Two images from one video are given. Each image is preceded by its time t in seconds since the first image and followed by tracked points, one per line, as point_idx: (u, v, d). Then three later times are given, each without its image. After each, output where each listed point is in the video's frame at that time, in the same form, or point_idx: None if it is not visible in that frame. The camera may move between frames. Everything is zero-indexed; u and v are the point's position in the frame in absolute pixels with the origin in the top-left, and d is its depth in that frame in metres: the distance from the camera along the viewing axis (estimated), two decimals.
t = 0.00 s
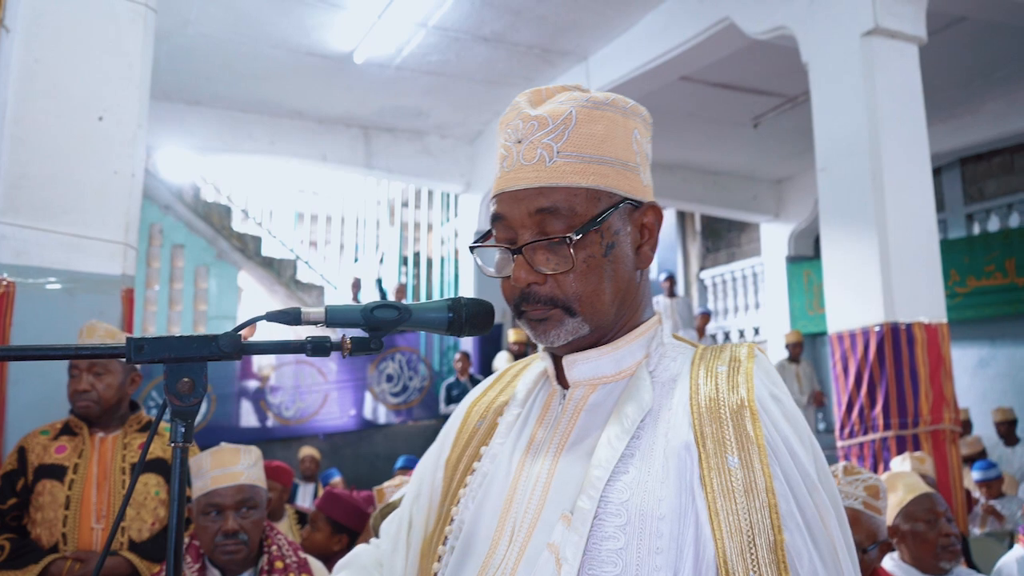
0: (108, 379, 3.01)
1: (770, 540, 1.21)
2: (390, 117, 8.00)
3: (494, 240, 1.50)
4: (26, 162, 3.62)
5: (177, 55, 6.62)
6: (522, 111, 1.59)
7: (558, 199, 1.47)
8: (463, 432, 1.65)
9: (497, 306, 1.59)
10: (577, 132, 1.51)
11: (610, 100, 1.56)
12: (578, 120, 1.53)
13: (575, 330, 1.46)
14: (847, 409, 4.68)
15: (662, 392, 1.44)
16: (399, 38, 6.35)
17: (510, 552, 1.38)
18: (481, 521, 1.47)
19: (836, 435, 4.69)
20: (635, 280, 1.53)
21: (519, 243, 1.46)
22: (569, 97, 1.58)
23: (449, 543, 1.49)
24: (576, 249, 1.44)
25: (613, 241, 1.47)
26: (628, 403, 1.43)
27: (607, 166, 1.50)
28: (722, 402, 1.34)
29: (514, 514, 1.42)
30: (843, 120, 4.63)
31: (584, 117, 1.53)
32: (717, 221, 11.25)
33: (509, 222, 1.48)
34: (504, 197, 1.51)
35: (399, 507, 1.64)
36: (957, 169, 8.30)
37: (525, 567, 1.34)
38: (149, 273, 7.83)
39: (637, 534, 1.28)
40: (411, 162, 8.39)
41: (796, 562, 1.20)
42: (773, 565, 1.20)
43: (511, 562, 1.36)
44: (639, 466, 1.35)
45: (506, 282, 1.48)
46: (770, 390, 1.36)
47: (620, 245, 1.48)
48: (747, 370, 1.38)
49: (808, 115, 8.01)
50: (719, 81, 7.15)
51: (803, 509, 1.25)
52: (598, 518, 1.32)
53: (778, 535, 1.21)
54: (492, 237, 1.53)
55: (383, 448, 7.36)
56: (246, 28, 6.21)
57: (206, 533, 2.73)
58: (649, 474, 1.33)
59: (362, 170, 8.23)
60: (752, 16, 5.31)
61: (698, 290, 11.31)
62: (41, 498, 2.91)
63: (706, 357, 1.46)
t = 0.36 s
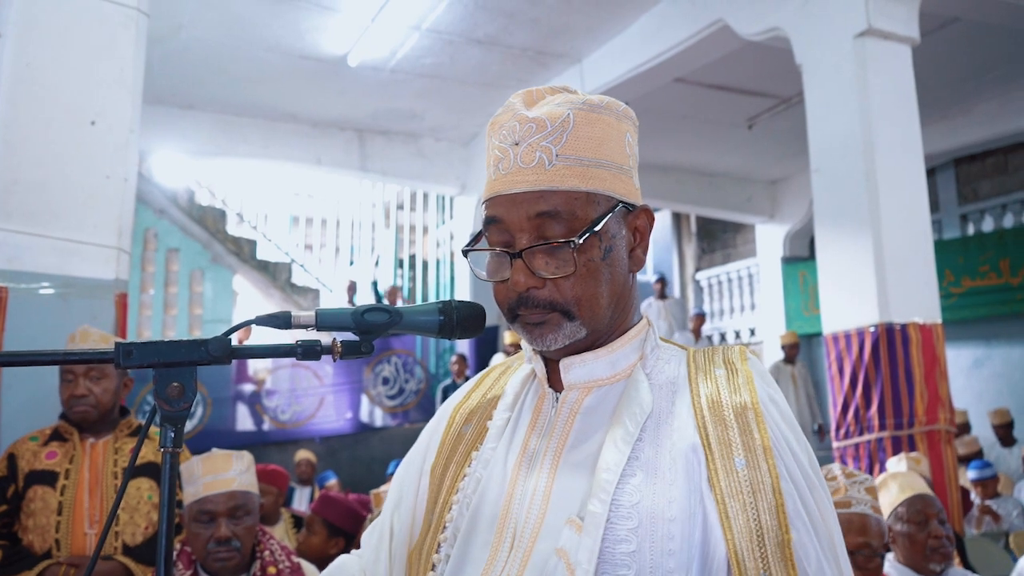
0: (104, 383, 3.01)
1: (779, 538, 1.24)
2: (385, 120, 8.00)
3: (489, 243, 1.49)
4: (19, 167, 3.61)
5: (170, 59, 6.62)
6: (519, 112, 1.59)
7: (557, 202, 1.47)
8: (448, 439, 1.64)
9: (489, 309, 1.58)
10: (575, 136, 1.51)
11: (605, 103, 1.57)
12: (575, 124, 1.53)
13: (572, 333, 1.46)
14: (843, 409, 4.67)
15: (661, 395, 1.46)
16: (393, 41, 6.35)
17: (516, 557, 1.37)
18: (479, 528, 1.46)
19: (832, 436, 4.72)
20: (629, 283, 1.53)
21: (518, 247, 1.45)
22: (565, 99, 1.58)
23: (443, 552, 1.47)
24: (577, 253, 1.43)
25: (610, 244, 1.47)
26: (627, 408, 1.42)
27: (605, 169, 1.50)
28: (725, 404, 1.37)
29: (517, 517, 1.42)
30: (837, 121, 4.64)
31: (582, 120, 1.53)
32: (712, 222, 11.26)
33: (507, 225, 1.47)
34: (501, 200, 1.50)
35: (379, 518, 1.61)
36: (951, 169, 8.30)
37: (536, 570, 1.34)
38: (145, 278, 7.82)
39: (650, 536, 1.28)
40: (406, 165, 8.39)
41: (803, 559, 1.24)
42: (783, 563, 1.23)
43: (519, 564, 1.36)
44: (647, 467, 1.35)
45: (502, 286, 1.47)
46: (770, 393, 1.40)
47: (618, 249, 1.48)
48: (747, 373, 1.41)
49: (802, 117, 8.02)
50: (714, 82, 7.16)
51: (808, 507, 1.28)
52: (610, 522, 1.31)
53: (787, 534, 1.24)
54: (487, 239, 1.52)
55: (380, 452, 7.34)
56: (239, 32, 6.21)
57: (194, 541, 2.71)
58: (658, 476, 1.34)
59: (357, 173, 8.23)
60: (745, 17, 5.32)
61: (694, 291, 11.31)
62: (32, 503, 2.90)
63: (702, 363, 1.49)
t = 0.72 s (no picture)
0: (115, 376, 3.03)
1: (776, 530, 1.24)
2: (389, 113, 7.99)
3: (491, 236, 1.49)
4: (24, 161, 3.62)
5: (174, 53, 6.61)
6: (519, 106, 1.58)
7: (557, 195, 1.46)
8: (453, 434, 1.63)
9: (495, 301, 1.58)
10: (575, 129, 1.50)
11: (606, 96, 1.56)
12: (575, 116, 1.52)
13: (573, 327, 1.45)
14: (848, 402, 4.66)
15: (660, 386, 1.45)
16: (397, 34, 6.34)
17: (516, 545, 1.38)
18: (480, 521, 1.46)
19: (837, 429, 4.69)
20: (631, 276, 1.52)
21: (518, 240, 1.44)
22: (565, 92, 1.57)
23: (444, 543, 1.49)
24: (577, 246, 1.43)
25: (611, 237, 1.46)
26: (628, 399, 1.42)
27: (606, 162, 1.50)
28: (723, 396, 1.36)
29: (517, 507, 1.42)
30: (842, 113, 4.63)
31: (583, 113, 1.52)
32: (716, 215, 11.24)
33: (507, 218, 1.47)
34: (502, 193, 1.50)
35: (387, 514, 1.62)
36: (957, 162, 8.28)
37: (534, 561, 1.35)
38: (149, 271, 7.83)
39: (647, 528, 1.29)
40: (410, 159, 8.39)
41: (801, 551, 1.24)
42: (780, 554, 1.23)
43: (519, 555, 1.37)
44: (644, 460, 1.35)
45: (502, 279, 1.46)
46: (770, 384, 1.39)
47: (618, 241, 1.47)
48: (747, 365, 1.40)
49: (807, 109, 7.99)
50: (718, 75, 7.13)
51: (806, 499, 1.28)
52: (607, 513, 1.32)
53: (784, 525, 1.25)
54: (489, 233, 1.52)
55: (384, 445, 7.29)
56: (244, 26, 6.21)
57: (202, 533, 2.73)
58: (656, 468, 1.34)
59: (361, 167, 8.23)
60: (750, 9, 5.30)
61: (698, 284, 11.29)
62: (37, 497, 2.91)
63: (703, 352, 1.47)
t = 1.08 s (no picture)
0: (128, 375, 3.07)
1: (764, 536, 1.22)
2: (393, 112, 8.00)
3: (492, 234, 1.50)
4: (30, 160, 3.63)
5: (179, 52, 6.62)
6: (522, 107, 1.58)
7: (555, 195, 1.47)
8: (464, 430, 1.64)
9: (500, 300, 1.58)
10: (575, 129, 1.50)
11: (610, 96, 1.55)
12: (575, 116, 1.51)
13: (570, 325, 1.45)
14: (853, 402, 4.64)
15: (659, 388, 1.43)
16: (402, 33, 6.34)
17: (508, 544, 1.39)
18: (476, 520, 1.47)
19: (842, 428, 4.66)
20: (633, 276, 1.51)
21: (515, 238, 1.45)
22: (568, 93, 1.56)
23: (446, 536, 1.49)
24: (571, 243, 1.44)
25: (610, 236, 1.46)
26: (626, 397, 1.42)
27: (606, 162, 1.49)
28: (717, 398, 1.33)
29: (512, 507, 1.43)
30: (847, 112, 4.62)
31: (583, 113, 1.52)
32: (721, 214, 11.23)
33: (506, 216, 1.48)
34: (502, 192, 1.51)
35: (403, 505, 1.65)
36: (962, 160, 8.26)
37: (522, 561, 1.35)
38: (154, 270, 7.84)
39: (632, 529, 1.29)
40: (415, 157, 8.39)
41: (789, 558, 1.21)
42: (767, 561, 1.21)
43: (509, 556, 1.38)
44: (634, 461, 1.35)
45: (504, 276, 1.48)
46: (768, 387, 1.35)
47: (618, 241, 1.47)
48: (745, 366, 1.37)
49: (812, 108, 7.98)
50: (723, 74, 7.12)
51: (797, 504, 1.25)
52: (594, 513, 1.32)
53: (773, 531, 1.22)
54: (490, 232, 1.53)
55: (389, 443, 7.32)
56: (250, 25, 6.22)
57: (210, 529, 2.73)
58: (645, 468, 1.33)
59: (365, 166, 8.24)
60: (754, 8, 5.29)
61: (703, 283, 11.29)
62: (41, 495, 2.91)
63: (705, 354, 1.45)
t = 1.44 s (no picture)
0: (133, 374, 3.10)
1: (761, 541, 1.22)
2: (396, 112, 8.00)
3: (498, 233, 1.51)
4: (33, 160, 3.63)
5: (181, 51, 6.63)
6: (529, 108, 1.59)
7: (560, 195, 1.47)
8: (469, 428, 1.65)
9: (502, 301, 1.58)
10: (581, 129, 1.50)
11: (617, 99, 1.55)
12: (582, 118, 1.52)
13: (573, 326, 1.46)
14: (854, 404, 4.64)
15: (660, 391, 1.43)
16: (404, 33, 6.35)
17: (506, 543, 1.39)
18: (475, 521, 1.47)
19: (843, 430, 4.66)
20: (637, 278, 1.51)
21: (520, 237, 1.46)
22: (575, 94, 1.57)
23: (446, 536, 1.50)
24: (575, 243, 1.43)
25: (614, 237, 1.46)
26: (626, 398, 1.42)
27: (611, 163, 1.49)
28: (717, 401, 1.33)
29: (511, 506, 1.43)
30: (849, 114, 4.62)
31: (589, 115, 1.52)
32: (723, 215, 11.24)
33: (511, 216, 1.48)
34: (509, 191, 1.51)
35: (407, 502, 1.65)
36: (964, 162, 8.23)
37: (517, 561, 1.35)
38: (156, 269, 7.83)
39: (627, 531, 1.29)
40: (417, 158, 8.40)
41: (785, 562, 1.21)
42: (763, 565, 1.20)
43: (506, 556, 1.38)
44: (632, 463, 1.35)
45: (509, 276, 1.49)
46: (769, 391, 1.34)
47: (622, 242, 1.47)
48: (746, 370, 1.36)
49: (814, 109, 7.97)
50: (726, 75, 7.12)
51: (795, 509, 1.24)
52: (589, 513, 1.32)
53: (769, 536, 1.21)
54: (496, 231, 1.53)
55: (390, 443, 7.31)
56: (251, 25, 6.23)
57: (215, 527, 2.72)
58: (642, 471, 1.33)
59: (367, 166, 8.24)
60: (757, 9, 5.29)
61: (704, 284, 11.29)
62: (44, 494, 2.91)
63: (708, 357, 1.44)
